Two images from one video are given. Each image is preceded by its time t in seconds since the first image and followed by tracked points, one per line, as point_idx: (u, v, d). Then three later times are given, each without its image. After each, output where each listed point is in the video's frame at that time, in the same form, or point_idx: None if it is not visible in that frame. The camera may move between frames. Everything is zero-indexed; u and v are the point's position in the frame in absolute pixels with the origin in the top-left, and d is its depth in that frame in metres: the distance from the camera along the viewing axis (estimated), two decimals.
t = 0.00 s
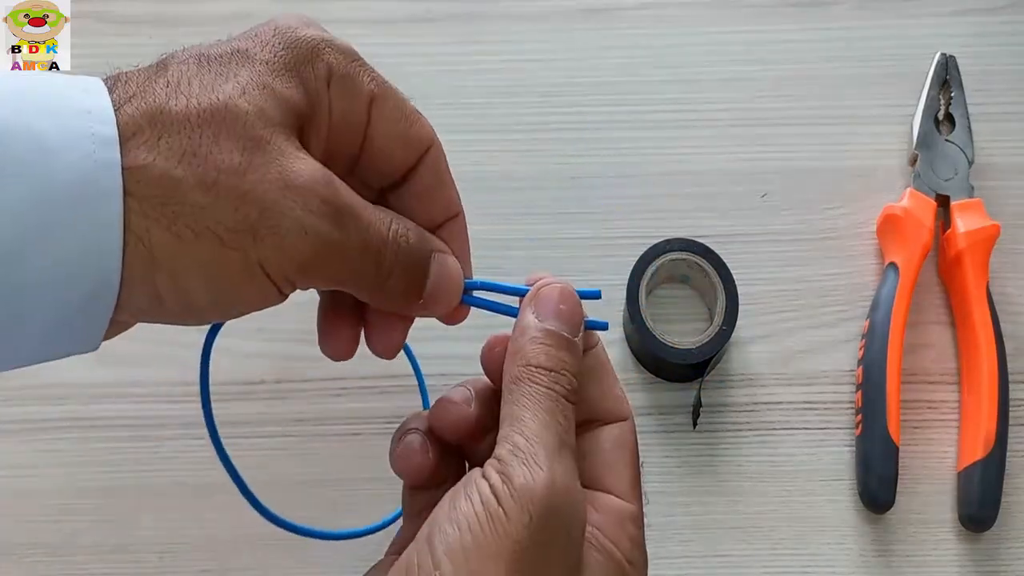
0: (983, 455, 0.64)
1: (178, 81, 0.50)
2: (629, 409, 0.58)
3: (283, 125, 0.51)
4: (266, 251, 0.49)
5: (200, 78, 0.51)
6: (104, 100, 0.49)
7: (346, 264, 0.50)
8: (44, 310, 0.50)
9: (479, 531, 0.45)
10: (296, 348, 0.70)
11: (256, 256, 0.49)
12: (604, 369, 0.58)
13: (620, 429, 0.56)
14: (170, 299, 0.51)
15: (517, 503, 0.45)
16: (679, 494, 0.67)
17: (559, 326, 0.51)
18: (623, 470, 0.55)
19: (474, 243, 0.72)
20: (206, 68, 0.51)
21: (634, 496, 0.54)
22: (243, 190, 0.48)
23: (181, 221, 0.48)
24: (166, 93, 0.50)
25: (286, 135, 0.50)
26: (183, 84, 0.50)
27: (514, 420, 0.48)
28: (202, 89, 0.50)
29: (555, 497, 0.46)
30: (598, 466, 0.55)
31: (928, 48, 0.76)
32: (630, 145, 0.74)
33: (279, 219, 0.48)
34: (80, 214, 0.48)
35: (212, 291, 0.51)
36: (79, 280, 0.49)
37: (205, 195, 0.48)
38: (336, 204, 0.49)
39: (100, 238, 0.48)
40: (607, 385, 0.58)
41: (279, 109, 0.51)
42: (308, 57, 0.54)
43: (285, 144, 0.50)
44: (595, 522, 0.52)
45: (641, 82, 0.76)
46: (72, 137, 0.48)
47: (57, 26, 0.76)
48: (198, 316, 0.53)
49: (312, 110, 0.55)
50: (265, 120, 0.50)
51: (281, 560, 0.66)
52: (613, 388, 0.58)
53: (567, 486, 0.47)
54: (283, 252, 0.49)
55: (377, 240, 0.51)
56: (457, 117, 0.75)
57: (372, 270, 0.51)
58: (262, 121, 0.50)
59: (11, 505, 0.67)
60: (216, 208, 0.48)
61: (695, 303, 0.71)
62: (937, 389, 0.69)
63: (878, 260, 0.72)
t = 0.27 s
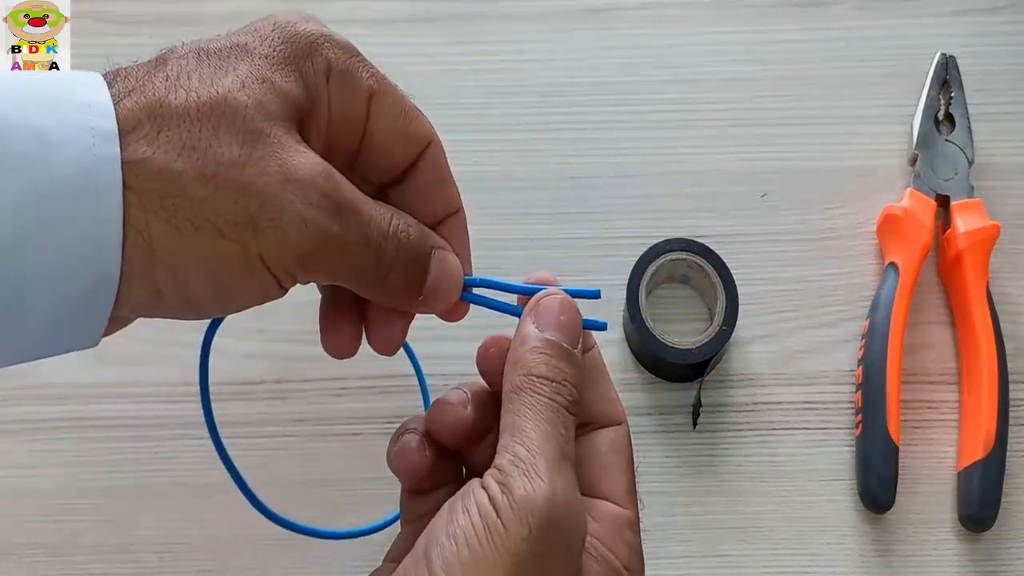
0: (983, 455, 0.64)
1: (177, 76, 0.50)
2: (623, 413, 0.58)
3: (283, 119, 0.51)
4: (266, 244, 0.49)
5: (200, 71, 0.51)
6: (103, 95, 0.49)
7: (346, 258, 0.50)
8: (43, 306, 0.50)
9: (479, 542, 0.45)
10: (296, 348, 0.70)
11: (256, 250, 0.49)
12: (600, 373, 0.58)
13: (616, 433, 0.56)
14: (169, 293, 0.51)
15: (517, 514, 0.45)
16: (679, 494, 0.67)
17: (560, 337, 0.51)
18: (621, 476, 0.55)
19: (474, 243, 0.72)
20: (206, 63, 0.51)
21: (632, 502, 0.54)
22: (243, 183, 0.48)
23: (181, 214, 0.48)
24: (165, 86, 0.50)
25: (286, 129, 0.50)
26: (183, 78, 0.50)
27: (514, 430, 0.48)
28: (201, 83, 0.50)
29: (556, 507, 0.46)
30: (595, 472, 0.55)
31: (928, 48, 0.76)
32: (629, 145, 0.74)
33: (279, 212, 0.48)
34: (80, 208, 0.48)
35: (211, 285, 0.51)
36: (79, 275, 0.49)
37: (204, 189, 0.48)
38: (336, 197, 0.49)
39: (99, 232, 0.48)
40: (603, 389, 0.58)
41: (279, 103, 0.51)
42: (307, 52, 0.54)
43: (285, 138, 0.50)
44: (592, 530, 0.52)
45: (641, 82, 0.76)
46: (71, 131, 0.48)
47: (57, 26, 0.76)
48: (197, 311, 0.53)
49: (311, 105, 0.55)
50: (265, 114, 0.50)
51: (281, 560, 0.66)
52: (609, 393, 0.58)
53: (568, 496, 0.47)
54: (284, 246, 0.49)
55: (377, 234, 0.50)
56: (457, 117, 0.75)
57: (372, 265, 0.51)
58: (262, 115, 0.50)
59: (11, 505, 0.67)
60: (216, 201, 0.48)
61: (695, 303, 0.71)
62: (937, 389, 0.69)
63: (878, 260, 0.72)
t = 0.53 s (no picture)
0: (983, 455, 0.64)
1: (171, 70, 0.52)
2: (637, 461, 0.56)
3: (275, 113, 0.52)
4: (260, 235, 0.50)
5: (193, 67, 0.52)
6: (99, 90, 0.50)
7: (340, 250, 0.50)
8: (44, 295, 0.51)
9: None
10: (295, 348, 0.70)
11: (250, 240, 0.50)
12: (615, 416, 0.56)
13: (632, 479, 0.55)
14: (165, 283, 0.52)
15: (530, 557, 0.44)
16: (679, 494, 0.67)
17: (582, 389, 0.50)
18: (632, 521, 0.54)
19: (474, 243, 0.72)
20: (199, 58, 0.53)
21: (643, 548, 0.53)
22: (237, 174, 0.49)
23: (176, 206, 0.49)
24: (159, 81, 0.51)
25: (279, 122, 0.51)
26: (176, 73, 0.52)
27: (532, 474, 0.48)
28: (195, 78, 0.51)
29: (568, 554, 0.45)
30: (609, 518, 0.54)
31: (929, 48, 0.76)
32: (630, 145, 0.74)
33: (272, 203, 0.49)
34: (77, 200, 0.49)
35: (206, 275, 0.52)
36: (79, 265, 0.50)
37: (198, 180, 0.49)
38: (330, 188, 0.49)
39: (97, 223, 0.50)
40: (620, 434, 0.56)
41: (271, 97, 0.52)
42: (299, 47, 0.56)
43: (277, 131, 0.51)
44: None
45: (641, 81, 0.76)
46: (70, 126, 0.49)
47: (57, 26, 0.76)
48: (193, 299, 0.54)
49: (303, 99, 0.56)
50: (257, 107, 0.51)
51: (281, 560, 0.66)
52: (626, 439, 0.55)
53: (582, 544, 0.46)
54: (278, 238, 0.49)
55: (372, 225, 0.51)
56: (457, 117, 0.75)
57: (367, 256, 0.51)
58: (255, 108, 0.51)
59: (11, 504, 0.67)
60: (209, 193, 0.49)
61: (695, 303, 0.71)
62: (937, 389, 0.69)
63: (878, 260, 0.72)
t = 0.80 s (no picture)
0: (983, 455, 0.64)
1: (163, 50, 0.52)
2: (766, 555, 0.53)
3: (266, 93, 0.52)
4: (252, 213, 0.50)
5: (184, 48, 0.53)
6: (92, 69, 0.50)
7: (330, 228, 0.51)
8: (35, 273, 0.51)
9: None
10: (295, 348, 0.70)
11: (241, 218, 0.50)
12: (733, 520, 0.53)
13: None
14: (157, 261, 0.53)
15: None
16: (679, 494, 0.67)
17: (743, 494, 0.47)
18: None
19: (474, 243, 0.72)
20: (191, 40, 0.53)
21: None
22: (228, 153, 0.50)
23: (168, 183, 0.49)
24: (152, 61, 0.51)
25: (270, 102, 0.52)
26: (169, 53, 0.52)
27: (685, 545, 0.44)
28: (187, 58, 0.52)
29: None
30: None
31: (929, 48, 0.76)
32: (630, 145, 0.74)
33: (263, 181, 0.49)
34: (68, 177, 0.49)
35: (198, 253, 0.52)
36: (69, 242, 0.50)
37: (190, 158, 0.49)
38: (320, 167, 0.50)
39: (88, 201, 0.49)
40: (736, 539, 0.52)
41: (262, 78, 0.53)
42: (290, 28, 0.56)
43: (268, 110, 0.51)
44: None
45: (642, 82, 0.76)
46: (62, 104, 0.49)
47: (57, 27, 0.74)
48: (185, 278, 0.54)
49: (294, 81, 0.56)
50: (248, 87, 0.51)
51: (281, 560, 0.66)
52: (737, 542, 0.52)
53: None
54: (269, 215, 0.50)
55: (363, 205, 0.51)
56: (457, 117, 0.75)
57: (357, 235, 0.51)
58: (246, 88, 0.51)
59: (11, 504, 0.67)
60: (201, 171, 0.49)
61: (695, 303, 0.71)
62: (936, 389, 0.69)
63: (878, 260, 0.72)
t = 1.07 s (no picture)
0: (983, 455, 0.64)
1: (156, 45, 0.52)
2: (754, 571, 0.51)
3: (258, 88, 0.52)
4: (243, 206, 0.50)
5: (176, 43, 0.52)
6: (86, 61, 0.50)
7: (321, 223, 0.51)
8: (30, 263, 0.51)
9: None
10: (295, 348, 0.70)
11: (233, 211, 0.50)
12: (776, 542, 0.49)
13: None
14: (150, 253, 0.53)
15: None
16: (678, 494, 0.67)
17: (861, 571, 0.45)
18: None
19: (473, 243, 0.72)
20: (184, 35, 0.53)
21: None
22: (220, 147, 0.50)
23: (160, 176, 0.50)
24: (144, 55, 0.51)
25: (261, 97, 0.52)
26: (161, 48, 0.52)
27: None
28: (180, 53, 0.52)
29: None
30: None
31: (929, 48, 0.76)
32: (630, 145, 0.74)
33: (255, 175, 0.49)
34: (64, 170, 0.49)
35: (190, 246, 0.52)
36: (64, 233, 0.51)
37: (182, 151, 0.49)
38: (311, 162, 0.50)
39: (83, 194, 0.50)
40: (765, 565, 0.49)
41: (255, 74, 0.52)
42: (282, 26, 0.56)
43: (260, 105, 0.51)
44: None
45: (642, 82, 0.76)
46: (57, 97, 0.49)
47: (57, 27, 0.74)
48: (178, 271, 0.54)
49: (286, 77, 0.56)
50: (240, 83, 0.51)
51: (281, 560, 0.66)
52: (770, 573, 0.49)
53: None
54: (260, 208, 0.50)
55: (354, 200, 0.51)
56: (457, 117, 0.75)
57: (348, 230, 0.51)
58: (238, 83, 0.51)
59: (11, 504, 0.67)
60: (193, 165, 0.49)
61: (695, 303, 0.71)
62: (936, 389, 0.69)
63: (878, 260, 0.72)
